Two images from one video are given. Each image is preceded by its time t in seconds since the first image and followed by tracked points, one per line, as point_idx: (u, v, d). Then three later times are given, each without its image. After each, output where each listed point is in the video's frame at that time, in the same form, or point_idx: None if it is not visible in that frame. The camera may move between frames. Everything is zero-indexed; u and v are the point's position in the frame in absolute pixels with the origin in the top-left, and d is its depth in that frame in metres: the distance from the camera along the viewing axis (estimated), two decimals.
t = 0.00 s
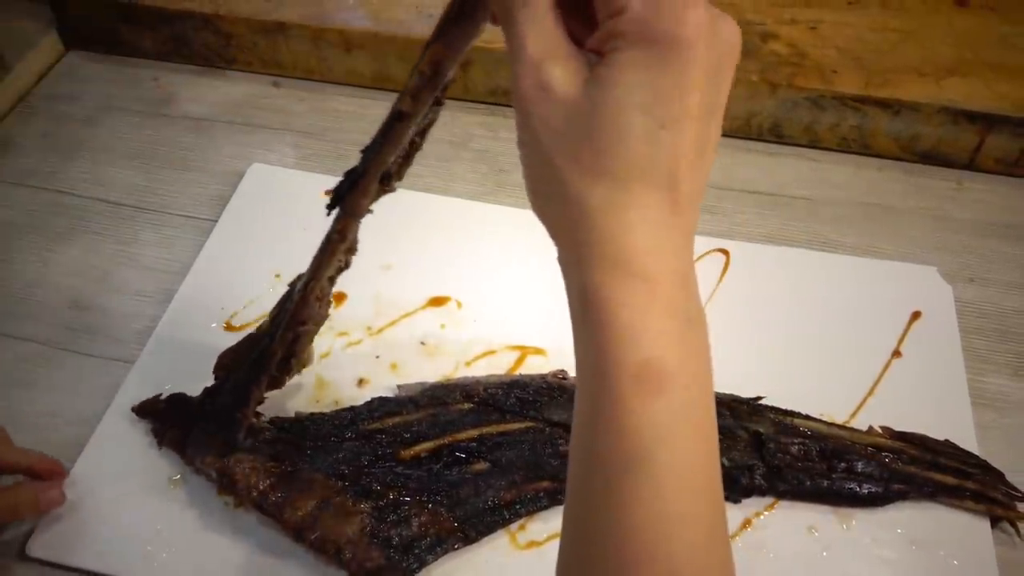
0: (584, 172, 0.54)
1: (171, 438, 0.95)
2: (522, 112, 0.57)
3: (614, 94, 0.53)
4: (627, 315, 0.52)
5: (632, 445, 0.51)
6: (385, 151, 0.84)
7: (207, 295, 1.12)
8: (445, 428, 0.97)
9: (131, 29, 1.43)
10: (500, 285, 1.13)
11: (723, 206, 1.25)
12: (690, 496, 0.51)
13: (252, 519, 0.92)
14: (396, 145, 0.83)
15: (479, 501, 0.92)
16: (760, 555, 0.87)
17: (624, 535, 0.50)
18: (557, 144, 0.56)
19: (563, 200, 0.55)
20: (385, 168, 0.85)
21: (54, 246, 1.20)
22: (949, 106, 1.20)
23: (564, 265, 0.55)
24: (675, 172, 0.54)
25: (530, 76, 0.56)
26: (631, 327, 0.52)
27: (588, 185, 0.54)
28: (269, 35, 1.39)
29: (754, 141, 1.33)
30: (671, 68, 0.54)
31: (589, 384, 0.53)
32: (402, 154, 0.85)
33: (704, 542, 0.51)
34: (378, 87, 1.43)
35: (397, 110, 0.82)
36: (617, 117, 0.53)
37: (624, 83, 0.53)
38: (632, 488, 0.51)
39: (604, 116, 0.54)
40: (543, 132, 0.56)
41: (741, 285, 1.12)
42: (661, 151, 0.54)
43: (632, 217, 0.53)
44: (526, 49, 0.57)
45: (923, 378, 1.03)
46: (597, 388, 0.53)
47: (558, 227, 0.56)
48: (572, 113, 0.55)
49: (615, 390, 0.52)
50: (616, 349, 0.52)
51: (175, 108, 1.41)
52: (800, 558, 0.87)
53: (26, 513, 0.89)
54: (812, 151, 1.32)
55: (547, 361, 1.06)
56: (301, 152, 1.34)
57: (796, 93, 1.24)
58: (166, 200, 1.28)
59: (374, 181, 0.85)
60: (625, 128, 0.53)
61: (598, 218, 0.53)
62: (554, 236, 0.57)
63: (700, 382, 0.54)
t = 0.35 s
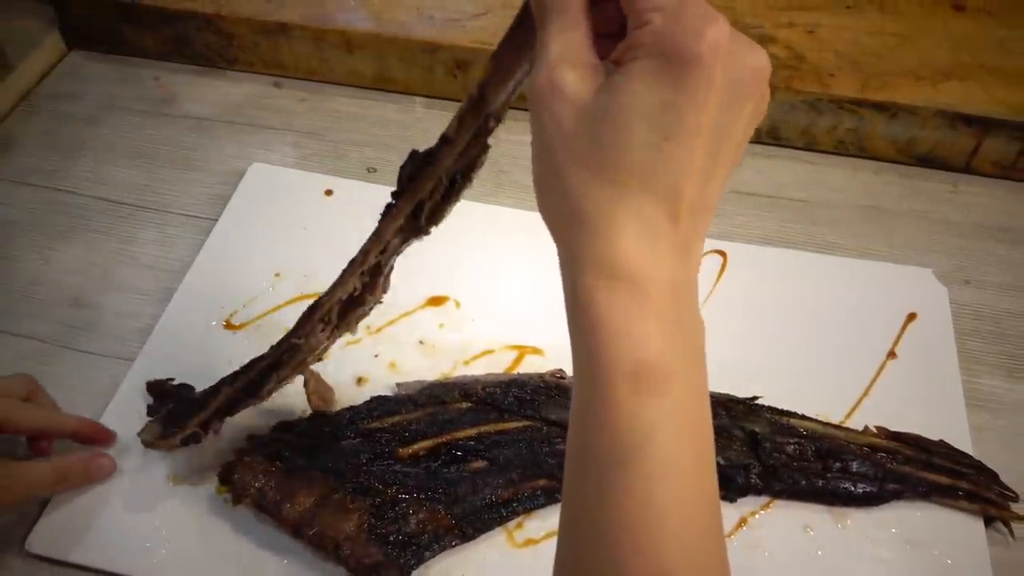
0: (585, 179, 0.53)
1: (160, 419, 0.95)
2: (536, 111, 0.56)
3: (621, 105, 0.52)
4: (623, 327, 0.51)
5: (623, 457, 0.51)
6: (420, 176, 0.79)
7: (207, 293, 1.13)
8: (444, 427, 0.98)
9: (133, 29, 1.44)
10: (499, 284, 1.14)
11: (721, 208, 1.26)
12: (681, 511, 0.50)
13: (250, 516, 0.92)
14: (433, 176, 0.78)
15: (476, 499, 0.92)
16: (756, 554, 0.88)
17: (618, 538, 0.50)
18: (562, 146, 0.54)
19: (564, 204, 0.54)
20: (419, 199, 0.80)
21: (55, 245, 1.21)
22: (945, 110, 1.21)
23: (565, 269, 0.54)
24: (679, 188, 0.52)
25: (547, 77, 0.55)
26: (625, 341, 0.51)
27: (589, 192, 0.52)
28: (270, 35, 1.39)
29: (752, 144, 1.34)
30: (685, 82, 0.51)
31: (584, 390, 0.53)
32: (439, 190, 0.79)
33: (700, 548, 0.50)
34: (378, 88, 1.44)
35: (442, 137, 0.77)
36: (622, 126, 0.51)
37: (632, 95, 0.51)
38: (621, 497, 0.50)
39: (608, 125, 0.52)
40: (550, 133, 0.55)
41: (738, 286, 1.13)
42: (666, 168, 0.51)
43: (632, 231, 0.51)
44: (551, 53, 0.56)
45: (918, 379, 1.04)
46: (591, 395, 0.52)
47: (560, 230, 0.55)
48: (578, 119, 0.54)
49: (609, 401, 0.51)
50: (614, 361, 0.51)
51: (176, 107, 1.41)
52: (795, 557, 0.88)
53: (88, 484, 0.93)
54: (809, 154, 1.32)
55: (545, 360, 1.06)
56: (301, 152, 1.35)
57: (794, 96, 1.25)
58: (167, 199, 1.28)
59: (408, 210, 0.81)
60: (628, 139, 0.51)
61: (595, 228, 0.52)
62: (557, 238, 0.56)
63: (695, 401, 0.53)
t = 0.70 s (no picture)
0: (643, 254, 0.54)
1: (161, 411, 0.97)
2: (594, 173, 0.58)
3: (687, 187, 0.54)
4: (669, 401, 0.53)
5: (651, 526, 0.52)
6: (456, 222, 0.82)
7: (204, 293, 1.13)
8: (440, 426, 0.98)
9: (132, 30, 1.44)
10: (495, 284, 1.14)
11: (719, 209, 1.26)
12: None
13: (246, 515, 0.92)
14: (474, 224, 0.81)
15: (473, 498, 0.92)
16: (752, 552, 0.88)
17: None
18: (619, 216, 0.56)
19: (615, 271, 0.56)
20: (456, 243, 0.83)
21: (53, 245, 1.21)
22: (942, 110, 1.21)
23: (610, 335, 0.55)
24: (731, 278, 0.54)
25: (611, 142, 0.57)
26: (673, 413, 0.53)
27: (646, 267, 0.54)
28: (268, 36, 1.39)
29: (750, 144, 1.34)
30: (751, 178, 0.54)
31: (625, 455, 0.54)
32: (477, 238, 0.81)
33: None
34: (376, 88, 1.44)
35: (492, 188, 0.79)
36: (684, 209, 0.54)
37: (700, 180, 0.54)
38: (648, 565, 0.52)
39: (670, 204, 0.54)
40: (606, 200, 0.56)
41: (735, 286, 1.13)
42: (722, 256, 0.54)
43: (683, 312, 0.53)
44: (618, 121, 0.58)
45: (914, 378, 1.04)
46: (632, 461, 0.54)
47: (606, 295, 0.56)
48: (639, 192, 0.55)
49: (650, 469, 0.53)
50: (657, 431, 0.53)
51: (174, 108, 1.42)
52: (792, 555, 0.88)
53: (101, 475, 0.91)
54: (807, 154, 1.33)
55: (542, 360, 1.06)
56: (299, 153, 1.35)
57: (791, 96, 1.25)
58: (165, 199, 1.28)
59: (443, 251, 0.83)
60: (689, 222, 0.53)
61: (647, 303, 0.54)
62: (602, 303, 0.57)
63: (729, 482, 0.54)
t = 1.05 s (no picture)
0: (709, 339, 0.57)
1: (152, 403, 0.94)
2: (668, 251, 0.60)
3: (765, 298, 0.57)
4: (713, 484, 0.57)
5: None
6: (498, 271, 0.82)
7: (200, 296, 1.13)
8: (437, 429, 0.98)
9: (128, 35, 1.44)
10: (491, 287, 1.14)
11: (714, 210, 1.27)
12: None
13: (242, 518, 0.92)
14: (513, 278, 0.81)
15: (469, 500, 0.92)
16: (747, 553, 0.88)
17: None
18: (691, 302, 0.58)
19: (674, 342, 0.58)
20: (487, 293, 0.82)
21: (49, 249, 1.21)
22: (937, 111, 1.21)
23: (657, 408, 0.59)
24: (779, 377, 0.58)
25: (693, 229, 0.59)
26: (713, 490, 0.57)
27: (707, 357, 0.57)
28: (264, 40, 1.39)
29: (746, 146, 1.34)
30: (813, 293, 0.58)
31: (662, 506, 0.59)
32: (511, 291, 0.81)
33: None
34: (372, 91, 1.44)
35: (538, 245, 0.79)
36: (756, 316, 0.57)
37: (780, 295, 0.57)
38: None
39: (737, 299, 0.57)
40: (678, 283, 0.59)
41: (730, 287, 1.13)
42: (777, 369, 0.58)
43: (731, 410, 0.58)
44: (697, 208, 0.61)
45: (910, 379, 1.04)
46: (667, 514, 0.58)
47: (658, 371, 0.59)
48: (715, 288, 0.58)
49: (679, 525, 0.58)
50: (694, 513, 0.57)
51: (171, 112, 1.42)
52: (787, 557, 0.88)
53: (115, 465, 0.93)
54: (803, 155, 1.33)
55: (538, 363, 1.06)
56: (295, 156, 1.35)
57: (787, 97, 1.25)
58: (161, 203, 1.28)
59: (475, 296, 0.82)
60: (756, 331, 0.57)
61: (703, 384, 0.57)
62: (649, 373, 0.60)
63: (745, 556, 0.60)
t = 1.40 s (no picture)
0: (769, 406, 0.56)
1: (110, 356, 0.86)
2: (731, 304, 0.59)
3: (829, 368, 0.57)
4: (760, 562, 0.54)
5: None
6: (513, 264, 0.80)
7: (199, 299, 1.13)
8: (436, 433, 0.97)
9: (130, 38, 1.45)
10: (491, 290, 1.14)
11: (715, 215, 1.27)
12: None
13: (239, 522, 0.92)
14: (526, 273, 0.79)
15: (468, 505, 0.92)
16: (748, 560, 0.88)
17: None
18: (756, 364, 0.57)
19: (736, 403, 0.56)
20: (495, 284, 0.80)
21: (47, 251, 1.21)
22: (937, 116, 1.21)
23: (708, 477, 0.56)
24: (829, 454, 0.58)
25: (764, 284, 0.58)
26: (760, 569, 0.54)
27: (769, 428, 0.56)
28: (265, 43, 1.39)
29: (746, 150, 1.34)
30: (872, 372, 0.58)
31: None
32: (522, 284, 0.80)
33: None
34: (373, 95, 1.44)
35: (559, 244, 0.78)
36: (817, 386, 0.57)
37: (844, 365, 0.57)
38: None
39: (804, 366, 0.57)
40: (742, 343, 0.57)
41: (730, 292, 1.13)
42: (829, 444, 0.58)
43: (782, 484, 0.56)
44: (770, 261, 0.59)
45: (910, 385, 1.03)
46: None
47: (711, 433, 0.57)
48: (782, 355, 0.57)
49: None
50: None
51: (171, 115, 1.42)
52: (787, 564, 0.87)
53: (65, 421, 0.90)
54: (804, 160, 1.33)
55: (538, 367, 1.06)
56: (296, 160, 1.35)
57: (787, 102, 1.25)
58: (160, 206, 1.28)
59: (483, 286, 0.80)
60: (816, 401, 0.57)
61: (763, 453, 0.56)
62: (699, 437, 0.57)
63: None
